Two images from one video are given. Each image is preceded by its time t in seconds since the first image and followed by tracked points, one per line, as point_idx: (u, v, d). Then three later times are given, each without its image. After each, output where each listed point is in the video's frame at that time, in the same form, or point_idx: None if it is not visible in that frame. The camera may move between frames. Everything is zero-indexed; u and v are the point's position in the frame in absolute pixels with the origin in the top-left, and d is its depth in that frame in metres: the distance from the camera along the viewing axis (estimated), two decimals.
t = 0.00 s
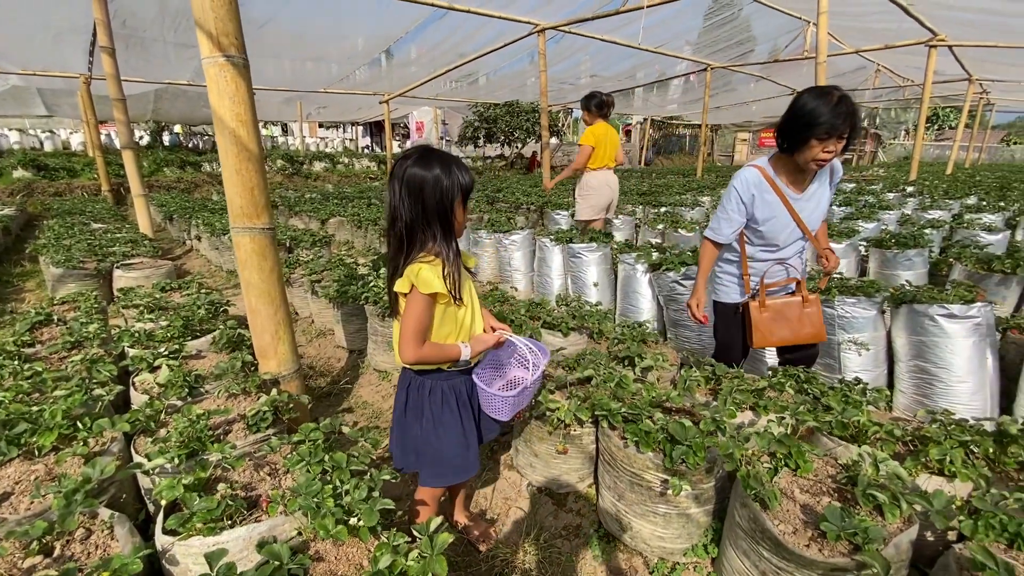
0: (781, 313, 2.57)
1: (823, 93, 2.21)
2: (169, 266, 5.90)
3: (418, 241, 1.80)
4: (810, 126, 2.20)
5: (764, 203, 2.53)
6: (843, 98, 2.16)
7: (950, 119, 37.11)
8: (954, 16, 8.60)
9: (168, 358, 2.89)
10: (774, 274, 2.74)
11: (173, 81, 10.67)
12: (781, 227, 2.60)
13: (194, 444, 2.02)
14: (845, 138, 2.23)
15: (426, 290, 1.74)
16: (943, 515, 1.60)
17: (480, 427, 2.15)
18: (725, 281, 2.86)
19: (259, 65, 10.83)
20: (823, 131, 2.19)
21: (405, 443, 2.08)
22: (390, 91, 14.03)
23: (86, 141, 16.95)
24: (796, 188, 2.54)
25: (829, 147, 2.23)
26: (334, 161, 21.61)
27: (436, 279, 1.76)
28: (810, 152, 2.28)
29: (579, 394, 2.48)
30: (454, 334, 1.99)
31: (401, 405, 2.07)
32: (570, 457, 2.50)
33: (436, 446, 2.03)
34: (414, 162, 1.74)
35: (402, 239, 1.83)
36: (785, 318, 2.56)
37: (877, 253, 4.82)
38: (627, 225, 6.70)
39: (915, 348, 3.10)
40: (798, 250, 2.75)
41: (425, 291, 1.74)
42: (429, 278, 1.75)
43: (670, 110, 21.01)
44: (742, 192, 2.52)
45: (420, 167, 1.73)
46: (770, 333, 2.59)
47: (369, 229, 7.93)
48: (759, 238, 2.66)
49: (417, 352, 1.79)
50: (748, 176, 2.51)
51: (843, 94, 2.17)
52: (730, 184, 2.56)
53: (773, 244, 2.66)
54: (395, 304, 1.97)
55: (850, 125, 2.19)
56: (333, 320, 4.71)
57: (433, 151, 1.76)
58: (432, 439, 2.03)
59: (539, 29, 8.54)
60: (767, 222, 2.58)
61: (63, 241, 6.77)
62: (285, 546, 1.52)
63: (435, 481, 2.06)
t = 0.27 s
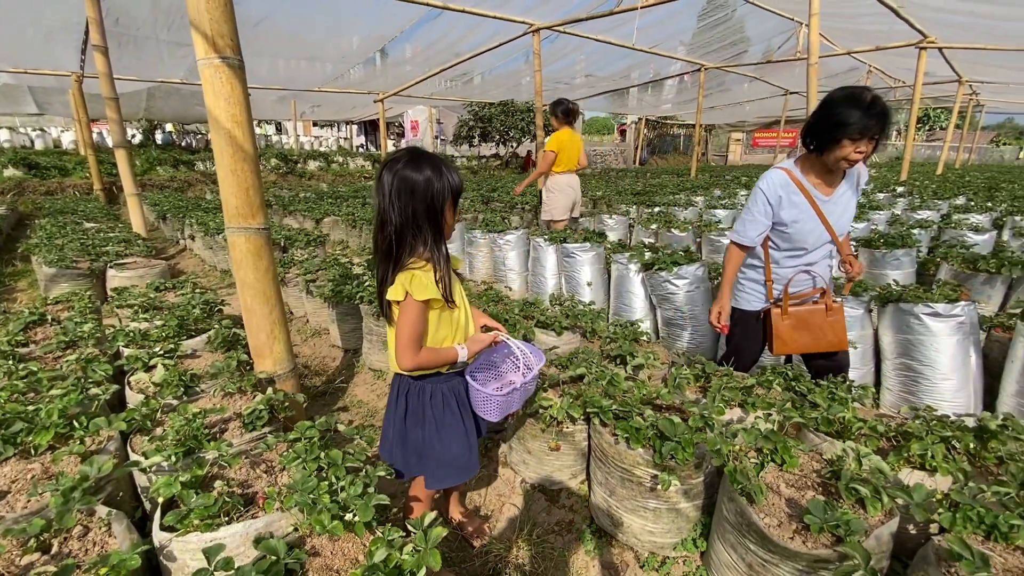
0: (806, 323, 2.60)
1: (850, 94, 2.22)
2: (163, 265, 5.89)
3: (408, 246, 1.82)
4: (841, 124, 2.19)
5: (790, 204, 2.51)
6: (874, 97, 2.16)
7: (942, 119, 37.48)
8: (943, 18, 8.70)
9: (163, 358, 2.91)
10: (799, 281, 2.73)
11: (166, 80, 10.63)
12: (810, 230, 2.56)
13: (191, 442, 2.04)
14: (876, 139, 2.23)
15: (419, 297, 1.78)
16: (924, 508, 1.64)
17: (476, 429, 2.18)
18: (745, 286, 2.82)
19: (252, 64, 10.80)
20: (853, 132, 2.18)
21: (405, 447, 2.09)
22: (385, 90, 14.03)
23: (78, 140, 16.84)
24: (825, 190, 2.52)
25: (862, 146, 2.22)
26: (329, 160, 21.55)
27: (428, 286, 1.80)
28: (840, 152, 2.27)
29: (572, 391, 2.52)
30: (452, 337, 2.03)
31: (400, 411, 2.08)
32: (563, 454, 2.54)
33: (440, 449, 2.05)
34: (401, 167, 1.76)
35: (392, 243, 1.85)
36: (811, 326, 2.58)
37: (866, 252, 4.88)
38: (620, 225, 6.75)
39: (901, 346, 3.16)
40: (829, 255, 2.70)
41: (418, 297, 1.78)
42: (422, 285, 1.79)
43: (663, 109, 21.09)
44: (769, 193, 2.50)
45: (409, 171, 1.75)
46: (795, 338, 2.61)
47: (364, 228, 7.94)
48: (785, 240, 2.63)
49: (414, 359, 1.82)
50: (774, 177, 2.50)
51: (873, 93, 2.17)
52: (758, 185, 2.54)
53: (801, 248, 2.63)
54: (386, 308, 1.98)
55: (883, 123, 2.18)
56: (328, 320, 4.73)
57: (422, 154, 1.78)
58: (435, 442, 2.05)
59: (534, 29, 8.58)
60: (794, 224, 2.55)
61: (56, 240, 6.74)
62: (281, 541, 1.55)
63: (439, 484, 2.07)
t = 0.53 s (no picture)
0: (876, 328, 2.47)
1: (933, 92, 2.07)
2: (157, 264, 5.87)
3: (403, 247, 1.83)
4: (921, 127, 2.05)
5: (855, 205, 2.40)
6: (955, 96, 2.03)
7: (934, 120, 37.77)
8: (936, 19, 8.76)
9: (158, 357, 2.90)
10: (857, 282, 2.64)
11: (159, 77, 10.57)
12: (871, 231, 2.46)
13: (187, 442, 2.05)
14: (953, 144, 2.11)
15: (415, 299, 1.79)
16: (912, 504, 1.67)
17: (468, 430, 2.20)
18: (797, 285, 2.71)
19: (247, 62, 10.75)
20: (934, 137, 2.06)
21: (402, 448, 2.08)
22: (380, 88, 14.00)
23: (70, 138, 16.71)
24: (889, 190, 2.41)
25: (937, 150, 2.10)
26: (324, 159, 21.47)
27: (423, 287, 1.81)
28: (913, 155, 2.16)
29: (566, 390, 2.53)
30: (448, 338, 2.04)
31: (396, 413, 2.06)
32: (558, 452, 2.56)
33: (437, 449, 2.06)
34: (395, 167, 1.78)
35: (386, 244, 1.85)
36: (881, 331, 2.46)
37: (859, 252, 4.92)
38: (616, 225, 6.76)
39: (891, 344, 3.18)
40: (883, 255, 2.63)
41: (414, 299, 1.79)
42: (418, 287, 1.80)
43: (659, 109, 21.12)
44: (835, 194, 2.37)
45: (403, 172, 1.76)
46: (864, 346, 2.46)
47: (359, 227, 7.93)
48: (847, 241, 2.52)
49: (412, 361, 1.83)
50: (838, 176, 2.38)
51: (955, 91, 2.04)
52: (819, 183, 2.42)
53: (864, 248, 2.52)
54: (380, 311, 1.98)
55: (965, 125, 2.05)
56: (324, 319, 4.72)
57: (415, 155, 1.80)
58: (432, 442, 2.06)
59: (530, 28, 8.57)
60: (858, 226, 2.44)
61: (48, 239, 6.69)
62: (277, 539, 1.56)
63: (435, 484, 2.08)
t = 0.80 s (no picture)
0: (916, 325, 2.40)
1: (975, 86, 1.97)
2: (152, 262, 5.85)
3: (396, 247, 1.84)
4: (960, 124, 1.95)
5: (894, 206, 2.27)
6: (999, 93, 1.92)
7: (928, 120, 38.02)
8: (930, 20, 8.80)
9: (154, 355, 2.89)
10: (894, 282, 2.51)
11: (154, 74, 10.50)
12: (908, 232, 2.33)
13: (182, 440, 2.04)
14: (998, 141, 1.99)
15: (407, 298, 1.79)
16: (904, 499, 1.68)
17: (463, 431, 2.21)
18: (831, 291, 2.52)
19: (243, 59, 10.69)
20: (973, 134, 1.95)
21: (396, 450, 2.08)
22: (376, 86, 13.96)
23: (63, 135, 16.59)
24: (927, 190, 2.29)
25: (979, 150, 1.99)
26: (320, 157, 21.40)
27: (416, 287, 1.81)
28: (953, 154, 2.05)
29: (563, 387, 2.55)
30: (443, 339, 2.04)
31: (390, 414, 2.05)
32: (554, 450, 2.57)
33: (430, 451, 2.06)
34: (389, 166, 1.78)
35: (381, 244, 1.86)
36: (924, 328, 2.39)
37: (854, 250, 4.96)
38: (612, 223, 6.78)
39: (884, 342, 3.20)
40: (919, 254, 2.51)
41: (406, 299, 1.79)
42: (411, 287, 1.80)
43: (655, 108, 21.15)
44: (875, 194, 2.24)
45: (397, 171, 1.76)
46: (907, 344, 2.43)
47: (356, 226, 7.91)
48: (882, 244, 2.40)
49: (405, 361, 1.84)
50: (878, 175, 2.25)
51: (998, 87, 1.93)
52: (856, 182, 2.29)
53: (899, 252, 2.41)
54: (374, 311, 1.99)
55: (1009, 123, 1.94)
56: (320, 317, 4.72)
57: (410, 154, 1.80)
58: (426, 443, 2.06)
59: (527, 26, 8.56)
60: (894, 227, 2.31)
61: (42, 237, 6.65)
62: (274, 536, 1.56)
63: (428, 486, 2.09)
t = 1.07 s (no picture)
0: (950, 337, 2.31)
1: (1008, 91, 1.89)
2: (147, 259, 5.83)
3: (386, 247, 1.84)
4: (997, 130, 1.86)
5: (935, 221, 2.10)
6: None
7: (922, 120, 38.24)
8: (926, 20, 8.83)
9: (149, 352, 2.89)
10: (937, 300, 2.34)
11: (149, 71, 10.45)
12: (948, 248, 2.17)
13: (177, 438, 2.04)
14: None
15: (396, 299, 1.78)
16: (896, 496, 1.70)
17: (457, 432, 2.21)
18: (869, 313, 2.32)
19: (238, 56, 10.64)
20: (1011, 138, 1.85)
21: (388, 453, 2.08)
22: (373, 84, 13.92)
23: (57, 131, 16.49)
24: (964, 201, 2.14)
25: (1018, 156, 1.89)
26: (316, 154, 21.33)
27: (404, 287, 1.80)
28: (990, 162, 1.94)
29: (559, 385, 2.56)
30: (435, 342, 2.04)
31: (381, 418, 2.05)
32: (550, 447, 2.58)
33: (422, 455, 2.06)
34: (379, 165, 1.77)
35: (370, 243, 1.86)
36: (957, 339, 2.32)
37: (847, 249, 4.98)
38: (608, 221, 6.82)
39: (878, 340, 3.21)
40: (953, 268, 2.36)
41: (395, 299, 1.78)
42: (399, 288, 1.80)
43: (652, 107, 21.19)
44: (914, 208, 2.07)
45: (387, 170, 1.75)
46: (946, 361, 2.36)
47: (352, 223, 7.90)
48: (918, 260, 2.22)
49: (395, 363, 1.83)
50: (918, 188, 2.08)
51: None
52: (894, 195, 2.12)
53: (935, 271, 2.23)
54: (364, 312, 1.99)
55: None
56: (316, 315, 4.71)
57: (402, 153, 1.79)
58: (418, 447, 2.06)
59: (524, 25, 8.55)
60: (935, 242, 2.14)
61: (36, 234, 6.61)
62: (269, 532, 1.56)
63: (424, 489, 2.09)
